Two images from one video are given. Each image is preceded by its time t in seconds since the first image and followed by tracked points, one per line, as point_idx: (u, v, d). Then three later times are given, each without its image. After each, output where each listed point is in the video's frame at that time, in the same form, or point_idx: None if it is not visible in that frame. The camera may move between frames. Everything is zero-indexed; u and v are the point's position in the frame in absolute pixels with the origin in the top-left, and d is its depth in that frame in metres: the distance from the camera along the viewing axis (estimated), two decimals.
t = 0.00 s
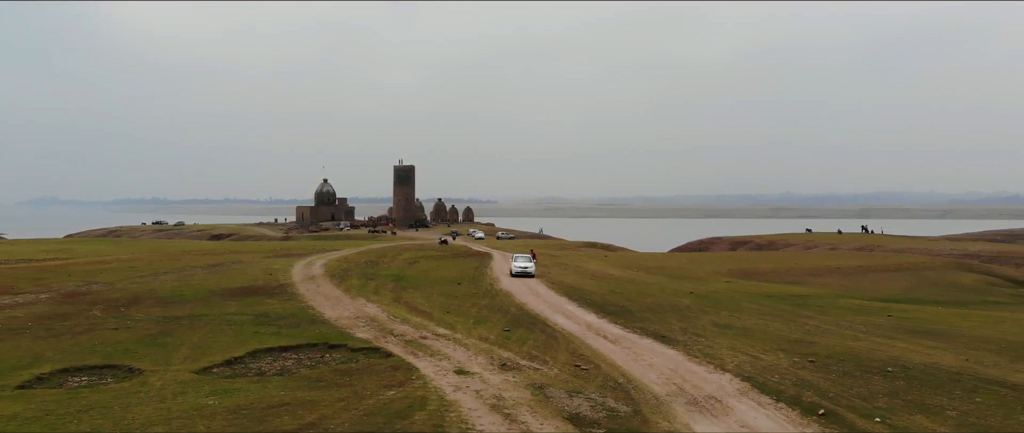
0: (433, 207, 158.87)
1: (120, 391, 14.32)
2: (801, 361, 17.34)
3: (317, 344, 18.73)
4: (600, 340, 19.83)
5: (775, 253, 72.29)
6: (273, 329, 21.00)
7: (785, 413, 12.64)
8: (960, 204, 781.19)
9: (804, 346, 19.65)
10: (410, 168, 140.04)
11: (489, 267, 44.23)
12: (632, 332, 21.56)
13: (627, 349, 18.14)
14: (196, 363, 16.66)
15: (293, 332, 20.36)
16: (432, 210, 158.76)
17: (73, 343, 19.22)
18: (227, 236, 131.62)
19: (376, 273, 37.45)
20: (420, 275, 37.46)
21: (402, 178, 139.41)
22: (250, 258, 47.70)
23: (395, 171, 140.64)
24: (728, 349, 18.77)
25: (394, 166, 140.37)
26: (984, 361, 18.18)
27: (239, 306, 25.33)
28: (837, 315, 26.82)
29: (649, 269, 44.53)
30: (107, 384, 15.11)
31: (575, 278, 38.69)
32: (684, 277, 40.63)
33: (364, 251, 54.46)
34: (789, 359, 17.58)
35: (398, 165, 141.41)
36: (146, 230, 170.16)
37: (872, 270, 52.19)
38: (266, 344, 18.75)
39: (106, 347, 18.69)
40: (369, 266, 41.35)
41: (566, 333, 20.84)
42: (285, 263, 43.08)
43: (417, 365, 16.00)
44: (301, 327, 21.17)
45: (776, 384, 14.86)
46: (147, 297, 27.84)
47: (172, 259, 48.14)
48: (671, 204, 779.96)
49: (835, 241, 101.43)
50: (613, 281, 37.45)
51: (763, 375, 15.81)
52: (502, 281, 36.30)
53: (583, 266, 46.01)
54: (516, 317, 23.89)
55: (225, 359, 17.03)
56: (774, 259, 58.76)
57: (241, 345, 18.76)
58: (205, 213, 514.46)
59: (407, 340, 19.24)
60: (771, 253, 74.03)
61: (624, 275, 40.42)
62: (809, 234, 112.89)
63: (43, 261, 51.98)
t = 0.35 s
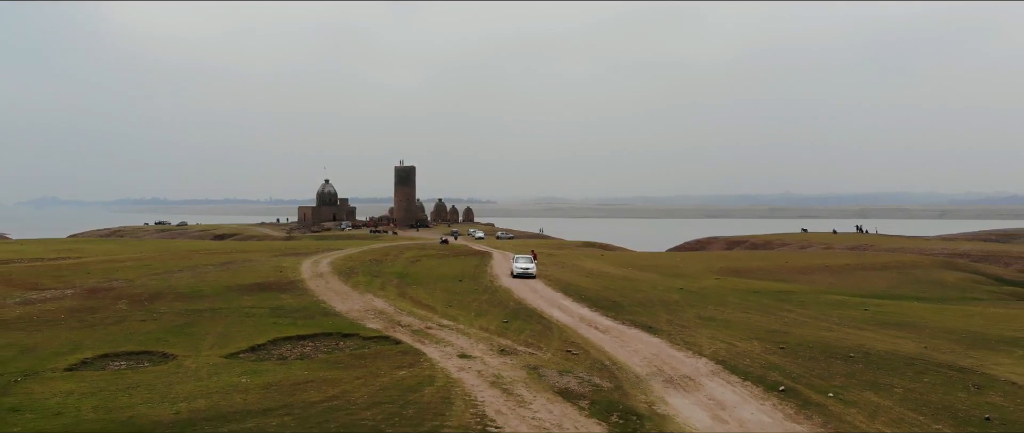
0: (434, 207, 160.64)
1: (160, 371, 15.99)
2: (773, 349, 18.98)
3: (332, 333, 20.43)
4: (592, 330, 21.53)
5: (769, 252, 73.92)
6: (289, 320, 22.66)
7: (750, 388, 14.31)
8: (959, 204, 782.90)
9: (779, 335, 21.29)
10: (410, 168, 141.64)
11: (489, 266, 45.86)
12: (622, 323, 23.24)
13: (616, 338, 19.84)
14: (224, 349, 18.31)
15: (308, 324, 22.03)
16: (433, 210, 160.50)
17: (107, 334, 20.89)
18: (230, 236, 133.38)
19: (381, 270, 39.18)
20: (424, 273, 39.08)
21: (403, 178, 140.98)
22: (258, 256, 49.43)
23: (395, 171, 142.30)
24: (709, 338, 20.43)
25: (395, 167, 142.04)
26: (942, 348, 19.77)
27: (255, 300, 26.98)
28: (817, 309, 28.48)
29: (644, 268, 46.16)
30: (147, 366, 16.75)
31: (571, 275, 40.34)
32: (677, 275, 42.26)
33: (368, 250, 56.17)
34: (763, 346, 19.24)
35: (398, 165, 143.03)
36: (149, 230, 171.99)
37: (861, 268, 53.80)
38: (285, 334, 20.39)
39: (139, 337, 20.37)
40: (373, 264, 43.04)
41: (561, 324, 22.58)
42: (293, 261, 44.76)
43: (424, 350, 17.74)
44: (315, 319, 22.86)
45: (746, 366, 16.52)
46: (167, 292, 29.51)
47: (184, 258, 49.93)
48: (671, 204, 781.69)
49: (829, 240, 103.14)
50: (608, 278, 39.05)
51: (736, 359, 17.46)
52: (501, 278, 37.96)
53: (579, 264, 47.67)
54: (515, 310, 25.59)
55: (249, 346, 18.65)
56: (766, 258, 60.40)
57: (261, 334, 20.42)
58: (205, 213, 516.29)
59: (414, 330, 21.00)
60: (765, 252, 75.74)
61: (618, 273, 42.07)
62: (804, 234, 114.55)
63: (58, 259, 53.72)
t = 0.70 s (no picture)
0: (434, 208, 162.41)
1: (192, 355, 17.73)
2: (749, 337, 20.71)
3: (344, 324, 22.15)
4: (584, 322, 23.24)
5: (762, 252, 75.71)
6: (303, 313, 24.38)
7: (722, 369, 15.99)
8: (958, 204, 784.78)
9: (757, 326, 23.03)
10: (412, 169, 143.44)
11: (489, 263, 47.57)
12: (613, 316, 24.97)
13: (606, 328, 21.57)
14: (246, 338, 20.03)
15: (321, 315, 23.76)
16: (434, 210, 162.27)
17: (136, 324, 22.63)
18: (233, 236, 135.08)
19: (386, 268, 40.94)
20: (426, 270, 40.81)
21: (404, 179, 142.78)
22: (266, 255, 51.18)
23: (397, 172, 144.11)
24: (691, 328, 22.17)
25: (396, 167, 143.82)
26: (905, 337, 21.49)
27: (269, 295, 28.73)
28: (798, 303, 30.21)
29: (639, 266, 47.90)
30: (178, 352, 18.49)
31: (568, 272, 42.08)
32: (670, 273, 43.99)
33: (372, 249, 57.91)
34: (740, 336, 20.97)
35: (400, 166, 144.82)
36: (152, 230, 173.69)
37: (849, 267, 55.50)
38: (300, 324, 22.12)
39: (166, 327, 22.10)
40: (378, 262, 44.75)
41: (556, 316, 24.30)
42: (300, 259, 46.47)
43: (430, 338, 19.45)
44: (327, 311, 24.57)
45: (722, 352, 18.20)
46: (185, 288, 31.24)
47: (194, 256, 51.71)
48: (670, 204, 783.37)
49: (824, 240, 104.91)
50: (602, 275, 40.77)
51: (713, 346, 19.18)
52: (500, 275, 39.71)
53: (576, 263, 49.45)
54: (513, 304, 27.29)
55: (268, 335, 20.37)
56: (758, 257, 62.12)
57: (279, 325, 22.15)
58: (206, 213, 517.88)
59: (420, 321, 22.70)
60: (759, 251, 77.51)
61: (613, 270, 43.79)
62: (799, 233, 116.22)
63: (72, 258, 55.50)
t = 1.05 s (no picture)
0: (435, 208, 164.09)
1: (219, 342, 19.46)
2: (729, 328, 22.44)
3: (354, 316, 23.87)
4: (578, 314, 24.95)
5: (756, 251, 77.42)
6: (316, 306, 26.10)
7: (700, 354, 17.70)
8: (957, 204, 786.37)
9: (738, 318, 24.76)
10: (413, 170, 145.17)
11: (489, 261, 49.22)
12: (605, 309, 26.68)
13: (597, 319, 23.31)
14: (266, 328, 21.77)
15: (332, 309, 25.48)
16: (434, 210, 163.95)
17: (162, 316, 24.34)
18: (236, 235, 136.73)
19: (390, 266, 42.70)
20: (429, 268, 42.53)
21: (405, 179, 144.51)
22: (274, 253, 52.89)
23: (398, 172, 145.83)
24: (676, 320, 23.89)
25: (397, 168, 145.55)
26: (874, 328, 23.22)
27: (282, 290, 30.45)
28: (782, 299, 31.94)
29: (634, 264, 49.65)
30: (205, 340, 20.23)
31: (565, 270, 43.83)
32: (663, 270, 45.73)
33: (375, 248, 59.68)
34: (721, 326, 22.69)
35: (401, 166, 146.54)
36: (155, 230, 175.28)
37: (838, 265, 57.22)
38: (314, 316, 23.84)
39: (190, 318, 23.82)
40: (382, 260, 46.46)
41: (552, 309, 26.01)
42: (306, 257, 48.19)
43: (435, 328, 21.18)
44: (338, 305, 26.28)
45: (702, 340, 19.90)
46: (201, 284, 32.94)
47: (204, 255, 53.39)
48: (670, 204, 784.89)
49: (818, 239, 106.63)
50: (598, 273, 42.50)
51: (695, 335, 20.90)
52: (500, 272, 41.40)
53: (573, 261, 51.17)
54: (512, 298, 29.01)
55: (286, 326, 22.10)
56: (750, 256, 63.84)
57: (294, 317, 23.87)
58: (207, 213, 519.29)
59: (426, 314, 24.43)
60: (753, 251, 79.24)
61: (608, 268, 45.47)
62: (795, 233, 117.90)
63: (85, 256, 57.18)
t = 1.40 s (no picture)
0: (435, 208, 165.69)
1: (241, 331, 21.18)
2: (711, 320, 24.16)
3: (363, 309, 25.59)
4: (572, 308, 26.67)
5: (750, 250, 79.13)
6: (326, 300, 27.83)
7: (680, 342, 19.43)
8: (956, 204, 788.22)
9: (721, 311, 26.49)
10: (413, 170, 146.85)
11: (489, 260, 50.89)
12: (597, 303, 28.39)
13: (590, 312, 25.02)
14: (281, 319, 23.49)
15: (342, 302, 27.20)
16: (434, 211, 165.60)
17: (183, 309, 26.07)
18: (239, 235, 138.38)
19: (394, 264, 44.42)
20: (431, 266, 44.21)
21: (405, 179, 146.22)
22: (280, 252, 54.61)
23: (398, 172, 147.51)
24: (663, 313, 25.62)
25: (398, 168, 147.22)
26: (846, 320, 24.94)
27: (292, 286, 32.17)
28: (766, 294, 33.66)
29: (629, 262, 51.37)
30: (227, 329, 21.97)
31: (562, 268, 45.55)
32: (656, 268, 47.46)
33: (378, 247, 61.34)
34: (704, 318, 24.41)
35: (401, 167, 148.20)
36: (157, 230, 176.82)
37: (828, 264, 58.92)
38: (325, 309, 25.56)
39: (210, 311, 25.54)
40: (385, 258, 48.18)
41: (547, 303, 27.73)
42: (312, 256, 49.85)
43: (439, 320, 22.91)
44: (346, 299, 28.00)
45: (684, 330, 21.62)
46: (215, 280, 34.65)
47: (212, 254, 55.06)
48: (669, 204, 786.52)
49: (813, 239, 108.29)
50: (594, 270, 44.23)
51: (678, 326, 22.62)
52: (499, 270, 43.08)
53: (571, 259, 52.88)
54: (510, 293, 30.73)
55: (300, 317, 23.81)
56: (743, 255, 65.56)
57: (307, 310, 25.60)
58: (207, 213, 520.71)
59: (429, 307, 26.12)
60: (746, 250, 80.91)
61: (603, 267, 47.13)
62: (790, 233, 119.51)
63: (96, 255, 58.85)
